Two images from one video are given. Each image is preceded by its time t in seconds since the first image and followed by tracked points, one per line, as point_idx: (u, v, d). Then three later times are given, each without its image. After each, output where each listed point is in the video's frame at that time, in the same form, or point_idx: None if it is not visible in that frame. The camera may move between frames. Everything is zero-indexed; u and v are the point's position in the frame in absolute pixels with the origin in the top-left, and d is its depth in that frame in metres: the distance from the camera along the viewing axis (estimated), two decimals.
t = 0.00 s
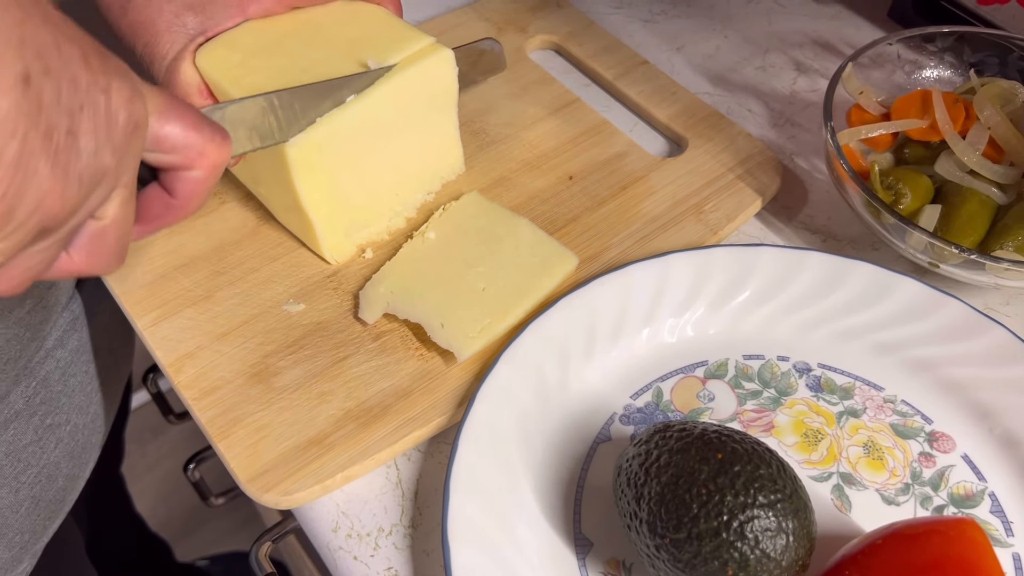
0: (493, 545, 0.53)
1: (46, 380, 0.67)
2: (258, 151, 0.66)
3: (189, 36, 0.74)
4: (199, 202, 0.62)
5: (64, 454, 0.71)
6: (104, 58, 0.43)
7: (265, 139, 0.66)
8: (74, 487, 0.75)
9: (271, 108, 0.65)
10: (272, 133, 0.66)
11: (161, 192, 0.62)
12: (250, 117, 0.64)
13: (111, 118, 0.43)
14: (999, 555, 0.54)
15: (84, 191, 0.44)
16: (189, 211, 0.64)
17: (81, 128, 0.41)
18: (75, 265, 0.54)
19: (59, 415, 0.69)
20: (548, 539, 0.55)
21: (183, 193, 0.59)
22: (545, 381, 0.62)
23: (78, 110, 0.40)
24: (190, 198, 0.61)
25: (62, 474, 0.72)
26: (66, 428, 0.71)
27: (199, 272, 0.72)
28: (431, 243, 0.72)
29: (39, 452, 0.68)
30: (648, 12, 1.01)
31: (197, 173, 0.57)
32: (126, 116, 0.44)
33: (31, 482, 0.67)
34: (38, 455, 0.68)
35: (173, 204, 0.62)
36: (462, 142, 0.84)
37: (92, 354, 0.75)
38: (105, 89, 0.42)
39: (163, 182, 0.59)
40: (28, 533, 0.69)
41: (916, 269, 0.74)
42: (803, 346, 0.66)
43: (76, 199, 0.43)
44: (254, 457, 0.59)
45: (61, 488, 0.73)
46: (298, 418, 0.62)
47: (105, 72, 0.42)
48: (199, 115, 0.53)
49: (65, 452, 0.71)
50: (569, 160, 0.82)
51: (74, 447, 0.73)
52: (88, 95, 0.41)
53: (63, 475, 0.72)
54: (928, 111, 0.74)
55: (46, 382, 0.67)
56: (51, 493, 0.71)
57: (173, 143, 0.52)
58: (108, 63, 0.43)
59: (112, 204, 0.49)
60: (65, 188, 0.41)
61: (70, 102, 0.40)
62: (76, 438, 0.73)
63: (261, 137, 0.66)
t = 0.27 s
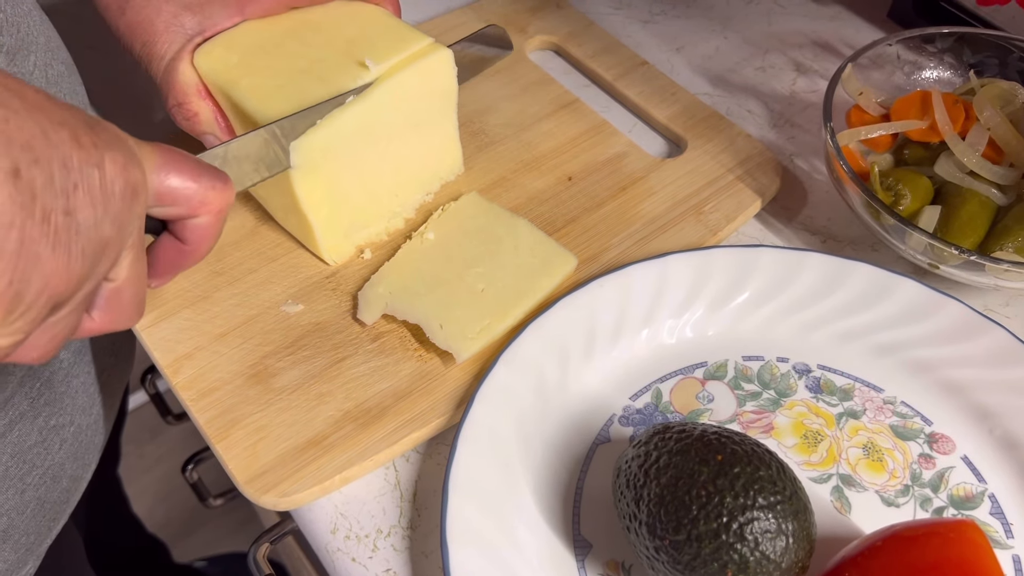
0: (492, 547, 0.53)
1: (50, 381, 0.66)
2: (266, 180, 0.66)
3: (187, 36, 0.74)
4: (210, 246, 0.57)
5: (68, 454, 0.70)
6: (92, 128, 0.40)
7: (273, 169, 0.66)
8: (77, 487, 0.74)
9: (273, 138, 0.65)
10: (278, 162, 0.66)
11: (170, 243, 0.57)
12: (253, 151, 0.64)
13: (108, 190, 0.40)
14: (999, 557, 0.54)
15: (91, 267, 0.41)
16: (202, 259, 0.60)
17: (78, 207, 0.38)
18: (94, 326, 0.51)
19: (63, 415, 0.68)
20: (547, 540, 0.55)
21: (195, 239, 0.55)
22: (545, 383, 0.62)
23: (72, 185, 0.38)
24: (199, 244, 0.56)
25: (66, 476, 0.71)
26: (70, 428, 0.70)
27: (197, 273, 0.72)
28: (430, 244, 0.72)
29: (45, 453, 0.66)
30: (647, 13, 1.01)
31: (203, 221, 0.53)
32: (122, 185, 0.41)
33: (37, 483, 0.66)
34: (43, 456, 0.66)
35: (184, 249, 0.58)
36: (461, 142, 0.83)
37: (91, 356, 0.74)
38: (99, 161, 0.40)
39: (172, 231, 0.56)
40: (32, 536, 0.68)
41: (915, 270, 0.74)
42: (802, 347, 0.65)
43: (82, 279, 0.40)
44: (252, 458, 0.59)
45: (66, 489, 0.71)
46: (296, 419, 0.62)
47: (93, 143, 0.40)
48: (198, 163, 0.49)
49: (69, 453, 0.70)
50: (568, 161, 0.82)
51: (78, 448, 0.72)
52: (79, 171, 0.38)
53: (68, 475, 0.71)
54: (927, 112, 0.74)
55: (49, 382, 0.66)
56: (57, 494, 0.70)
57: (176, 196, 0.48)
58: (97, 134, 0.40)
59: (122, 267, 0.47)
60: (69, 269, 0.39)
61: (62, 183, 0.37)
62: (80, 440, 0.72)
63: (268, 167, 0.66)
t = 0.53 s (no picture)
0: (490, 551, 0.53)
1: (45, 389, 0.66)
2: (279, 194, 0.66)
3: (184, 38, 0.74)
4: (232, 257, 0.55)
5: (66, 462, 0.70)
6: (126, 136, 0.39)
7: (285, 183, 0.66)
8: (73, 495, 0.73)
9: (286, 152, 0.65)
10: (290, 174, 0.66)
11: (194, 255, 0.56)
12: (269, 164, 0.64)
13: (146, 201, 0.40)
14: (997, 561, 0.54)
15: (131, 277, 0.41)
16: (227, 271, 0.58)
17: (120, 216, 0.38)
18: (124, 338, 0.50)
19: (59, 423, 0.68)
20: (545, 544, 0.55)
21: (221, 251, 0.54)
22: (543, 387, 0.62)
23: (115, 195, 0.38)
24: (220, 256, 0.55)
25: (63, 483, 0.70)
26: (67, 435, 0.69)
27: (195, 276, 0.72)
28: (429, 248, 0.72)
29: (41, 460, 0.66)
30: (646, 16, 1.01)
31: (227, 231, 0.51)
32: (160, 198, 0.41)
33: (32, 490, 0.66)
34: (40, 464, 0.66)
35: (209, 261, 0.56)
36: (460, 145, 0.83)
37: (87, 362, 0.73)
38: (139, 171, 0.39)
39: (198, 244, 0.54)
40: (27, 543, 0.67)
41: (914, 274, 0.74)
42: (801, 351, 0.65)
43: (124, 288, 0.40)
44: (250, 462, 0.59)
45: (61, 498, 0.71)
46: (294, 423, 0.62)
47: (132, 153, 0.39)
48: (221, 174, 0.48)
49: (66, 460, 0.70)
50: (567, 164, 0.82)
51: (75, 455, 0.71)
52: (120, 181, 0.38)
53: (65, 483, 0.70)
54: (926, 116, 0.74)
55: (45, 391, 0.66)
56: (53, 502, 0.69)
57: (202, 208, 0.47)
58: (133, 143, 0.39)
59: (156, 276, 0.45)
60: (112, 277, 0.39)
61: (108, 192, 0.37)
62: (77, 447, 0.71)
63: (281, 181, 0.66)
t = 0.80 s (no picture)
0: (492, 556, 0.53)
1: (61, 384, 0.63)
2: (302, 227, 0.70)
3: (186, 44, 0.74)
4: (250, 313, 0.56)
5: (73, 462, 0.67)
6: (133, 229, 0.40)
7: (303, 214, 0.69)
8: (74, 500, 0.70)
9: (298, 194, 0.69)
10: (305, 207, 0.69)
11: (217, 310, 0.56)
12: (285, 204, 0.68)
13: (164, 294, 0.41)
14: (998, 566, 0.54)
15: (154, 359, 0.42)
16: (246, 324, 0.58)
17: (139, 315, 0.40)
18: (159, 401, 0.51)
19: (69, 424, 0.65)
20: (547, 550, 0.55)
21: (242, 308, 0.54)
22: (545, 392, 0.62)
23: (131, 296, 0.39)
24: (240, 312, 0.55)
25: (69, 488, 0.67)
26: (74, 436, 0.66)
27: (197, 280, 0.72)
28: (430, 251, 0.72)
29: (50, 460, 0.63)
30: (646, 19, 1.01)
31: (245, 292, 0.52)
32: (179, 286, 0.42)
33: (42, 492, 0.63)
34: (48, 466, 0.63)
35: (231, 315, 0.56)
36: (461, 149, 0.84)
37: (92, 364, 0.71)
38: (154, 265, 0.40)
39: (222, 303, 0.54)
40: (35, 547, 0.65)
41: (914, 278, 0.74)
42: (802, 356, 0.65)
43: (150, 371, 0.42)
44: (251, 467, 0.59)
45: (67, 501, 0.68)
46: (295, 427, 0.62)
47: (145, 251, 0.40)
48: (237, 237, 0.49)
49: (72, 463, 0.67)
50: (568, 168, 0.82)
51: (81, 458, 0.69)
52: (134, 284, 0.39)
53: (71, 488, 0.67)
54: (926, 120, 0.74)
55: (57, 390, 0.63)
56: (60, 507, 0.66)
57: (220, 273, 0.48)
58: (145, 238, 0.41)
59: (181, 350, 0.46)
60: (136, 370, 0.41)
61: (124, 297, 0.38)
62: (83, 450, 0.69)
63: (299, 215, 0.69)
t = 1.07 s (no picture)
0: (492, 558, 0.53)
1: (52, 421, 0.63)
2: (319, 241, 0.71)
3: (184, 47, 0.75)
4: (274, 326, 0.57)
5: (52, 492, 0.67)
6: (162, 239, 0.43)
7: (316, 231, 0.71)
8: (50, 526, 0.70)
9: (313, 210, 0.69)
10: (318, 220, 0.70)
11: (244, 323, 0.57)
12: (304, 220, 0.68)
13: (195, 299, 0.43)
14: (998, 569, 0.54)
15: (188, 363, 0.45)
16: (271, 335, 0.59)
17: (173, 319, 0.42)
18: (196, 410, 0.54)
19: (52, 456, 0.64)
20: (546, 553, 0.55)
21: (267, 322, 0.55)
22: (545, 395, 0.62)
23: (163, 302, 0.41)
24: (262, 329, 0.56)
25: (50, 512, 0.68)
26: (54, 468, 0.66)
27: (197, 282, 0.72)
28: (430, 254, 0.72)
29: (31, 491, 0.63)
30: (646, 22, 1.01)
31: (272, 301, 0.53)
32: (206, 292, 0.44)
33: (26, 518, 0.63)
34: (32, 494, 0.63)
35: (257, 329, 0.57)
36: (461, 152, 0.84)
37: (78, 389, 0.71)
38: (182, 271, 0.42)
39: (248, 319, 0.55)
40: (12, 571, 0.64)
41: (914, 280, 0.74)
42: (802, 358, 0.65)
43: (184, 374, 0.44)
44: (251, 470, 0.59)
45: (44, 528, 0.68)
46: (295, 430, 0.62)
47: (174, 259, 0.42)
48: (259, 248, 0.50)
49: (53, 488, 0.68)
50: (568, 171, 0.82)
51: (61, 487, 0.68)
52: (166, 290, 0.41)
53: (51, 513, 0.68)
54: (926, 122, 0.74)
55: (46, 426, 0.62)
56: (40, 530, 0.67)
57: (246, 284, 0.49)
58: (174, 247, 0.43)
59: (214, 357, 0.49)
60: (171, 371, 0.43)
61: (156, 302, 0.41)
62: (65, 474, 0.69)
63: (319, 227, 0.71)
